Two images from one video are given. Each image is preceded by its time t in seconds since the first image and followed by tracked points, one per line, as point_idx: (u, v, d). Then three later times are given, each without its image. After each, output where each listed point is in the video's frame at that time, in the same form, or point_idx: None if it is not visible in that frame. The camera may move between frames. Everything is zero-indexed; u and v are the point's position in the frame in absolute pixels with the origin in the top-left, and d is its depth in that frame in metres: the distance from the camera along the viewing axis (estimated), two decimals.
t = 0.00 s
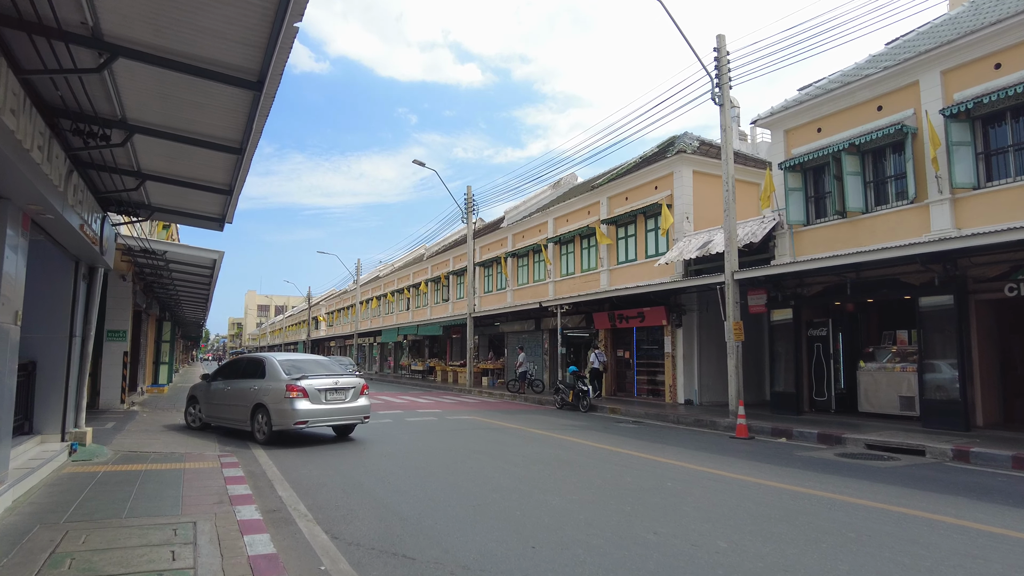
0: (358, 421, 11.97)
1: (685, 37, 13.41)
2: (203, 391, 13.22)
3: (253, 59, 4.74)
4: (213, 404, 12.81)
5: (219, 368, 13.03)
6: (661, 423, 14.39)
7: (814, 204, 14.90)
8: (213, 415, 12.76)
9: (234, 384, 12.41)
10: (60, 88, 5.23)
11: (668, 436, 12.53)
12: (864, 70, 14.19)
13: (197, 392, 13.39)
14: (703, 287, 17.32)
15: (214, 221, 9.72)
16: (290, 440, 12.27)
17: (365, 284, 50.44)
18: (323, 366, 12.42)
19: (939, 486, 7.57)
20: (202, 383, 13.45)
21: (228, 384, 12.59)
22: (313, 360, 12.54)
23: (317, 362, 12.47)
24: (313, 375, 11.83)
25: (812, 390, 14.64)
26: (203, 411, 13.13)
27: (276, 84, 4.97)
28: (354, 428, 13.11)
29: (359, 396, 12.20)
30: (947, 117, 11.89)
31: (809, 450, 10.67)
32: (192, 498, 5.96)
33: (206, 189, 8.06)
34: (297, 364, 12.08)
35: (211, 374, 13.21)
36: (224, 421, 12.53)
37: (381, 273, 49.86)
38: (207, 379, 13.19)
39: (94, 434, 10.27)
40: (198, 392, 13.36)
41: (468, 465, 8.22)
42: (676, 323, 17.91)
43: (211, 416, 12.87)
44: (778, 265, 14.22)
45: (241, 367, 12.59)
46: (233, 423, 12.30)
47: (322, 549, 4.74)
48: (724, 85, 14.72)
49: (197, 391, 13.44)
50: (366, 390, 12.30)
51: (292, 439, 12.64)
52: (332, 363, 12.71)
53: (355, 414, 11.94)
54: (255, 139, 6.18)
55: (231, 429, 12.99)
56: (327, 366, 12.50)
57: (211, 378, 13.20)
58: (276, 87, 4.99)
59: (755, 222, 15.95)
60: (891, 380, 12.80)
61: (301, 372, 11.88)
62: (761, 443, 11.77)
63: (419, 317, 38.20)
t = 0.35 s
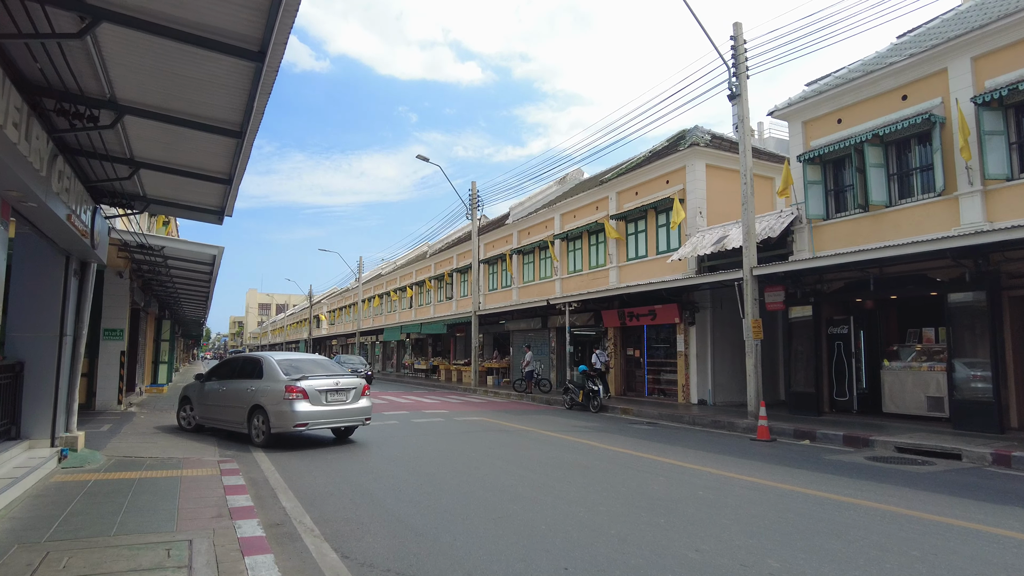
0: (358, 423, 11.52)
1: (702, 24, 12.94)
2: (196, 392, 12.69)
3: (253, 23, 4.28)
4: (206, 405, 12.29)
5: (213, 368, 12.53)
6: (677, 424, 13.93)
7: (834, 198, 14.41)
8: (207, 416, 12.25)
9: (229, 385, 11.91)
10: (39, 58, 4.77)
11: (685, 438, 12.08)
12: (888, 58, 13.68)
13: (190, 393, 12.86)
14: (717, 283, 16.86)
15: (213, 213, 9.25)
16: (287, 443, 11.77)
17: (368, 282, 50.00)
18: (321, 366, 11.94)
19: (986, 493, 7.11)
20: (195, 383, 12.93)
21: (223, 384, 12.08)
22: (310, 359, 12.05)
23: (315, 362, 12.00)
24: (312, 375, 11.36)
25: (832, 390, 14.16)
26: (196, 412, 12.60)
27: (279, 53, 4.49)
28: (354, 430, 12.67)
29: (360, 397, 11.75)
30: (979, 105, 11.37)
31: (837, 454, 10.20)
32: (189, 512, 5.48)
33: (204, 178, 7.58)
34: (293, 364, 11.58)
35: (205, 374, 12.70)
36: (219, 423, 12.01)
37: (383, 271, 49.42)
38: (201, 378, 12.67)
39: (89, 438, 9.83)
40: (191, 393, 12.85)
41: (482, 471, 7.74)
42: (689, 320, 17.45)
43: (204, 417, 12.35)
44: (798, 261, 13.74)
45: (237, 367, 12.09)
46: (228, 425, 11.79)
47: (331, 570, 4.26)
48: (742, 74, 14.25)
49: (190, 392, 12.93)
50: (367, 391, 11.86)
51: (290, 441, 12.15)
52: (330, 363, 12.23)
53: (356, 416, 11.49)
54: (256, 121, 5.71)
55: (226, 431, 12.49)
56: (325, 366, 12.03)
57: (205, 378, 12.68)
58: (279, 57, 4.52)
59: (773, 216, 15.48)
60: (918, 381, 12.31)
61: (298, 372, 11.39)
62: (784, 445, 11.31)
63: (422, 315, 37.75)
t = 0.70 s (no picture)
0: (360, 426, 11.08)
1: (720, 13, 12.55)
2: (190, 392, 12.20)
3: None
4: (201, 406, 11.80)
5: (208, 367, 12.07)
6: (693, 426, 13.50)
7: (855, 193, 13.96)
8: (200, 417, 11.79)
9: (225, 385, 11.43)
10: (22, 21, 4.40)
11: (703, 442, 11.65)
12: (912, 48, 13.23)
13: (184, 393, 12.37)
14: (731, 281, 16.44)
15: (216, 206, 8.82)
16: (285, 446, 11.31)
17: (369, 281, 49.57)
18: (319, 366, 11.46)
19: None
20: (188, 383, 12.46)
21: (218, 384, 11.60)
22: (308, 359, 11.57)
23: (314, 362, 11.54)
24: (313, 375, 10.93)
25: (853, 391, 13.73)
26: (190, 413, 12.11)
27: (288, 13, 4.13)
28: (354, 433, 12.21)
29: (361, 398, 11.30)
30: (1012, 95, 10.91)
31: (866, 458, 9.76)
32: (190, 525, 5.06)
33: (204, 167, 7.15)
34: (290, 364, 11.11)
35: (199, 373, 12.21)
36: (213, 425, 11.52)
37: (385, 270, 49.01)
38: (194, 378, 12.21)
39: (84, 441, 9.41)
40: (184, 393, 12.38)
41: (497, 477, 7.31)
42: (703, 319, 17.01)
43: (198, 418, 11.89)
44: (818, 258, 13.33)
45: (233, 367, 11.64)
46: (223, 426, 11.31)
47: None
48: (760, 66, 13.83)
49: (182, 392, 12.45)
50: (368, 392, 11.41)
51: (287, 444, 11.67)
52: (330, 363, 11.76)
53: (357, 418, 11.05)
54: (263, 93, 5.29)
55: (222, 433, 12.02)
56: (324, 366, 11.56)
57: (199, 378, 12.22)
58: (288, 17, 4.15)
59: (790, 212, 15.04)
60: (945, 382, 11.87)
61: (296, 371, 10.92)
62: (807, 449, 10.89)
63: (425, 314, 37.31)
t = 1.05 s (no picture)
0: (357, 426, 10.64)
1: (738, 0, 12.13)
2: (179, 391, 11.67)
3: None
4: (191, 405, 11.30)
5: (198, 365, 11.58)
6: (708, 427, 13.08)
7: (873, 186, 13.52)
8: (190, 417, 11.30)
9: (217, 383, 10.93)
10: None
11: (721, 444, 11.21)
12: (934, 37, 12.81)
13: (173, 392, 11.84)
14: (743, 278, 16.04)
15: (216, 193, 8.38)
16: (279, 447, 10.83)
17: (369, 280, 49.14)
18: (314, 364, 10.99)
19: None
20: (176, 381, 11.95)
21: (209, 383, 11.09)
22: (302, 357, 11.11)
23: (309, 359, 11.09)
24: (310, 373, 10.48)
25: (873, 390, 13.33)
26: (179, 412, 11.58)
27: None
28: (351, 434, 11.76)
29: (359, 398, 10.86)
30: None
31: (895, 461, 9.31)
32: (185, 537, 4.61)
33: (200, 150, 6.69)
34: (284, 361, 10.64)
35: (189, 371, 11.69)
36: (204, 425, 11.01)
37: (385, 269, 48.56)
38: (182, 376, 11.71)
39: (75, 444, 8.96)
40: (171, 391, 11.88)
41: (514, 484, 6.85)
42: (714, 317, 16.59)
43: (187, 417, 11.40)
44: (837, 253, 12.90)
45: (224, 364, 11.16)
46: (214, 426, 10.81)
47: None
48: (777, 56, 13.39)
49: (170, 390, 11.94)
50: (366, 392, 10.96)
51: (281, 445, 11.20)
52: (323, 361, 11.27)
53: (355, 419, 10.60)
54: (266, 62, 4.83)
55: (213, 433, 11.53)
56: (319, 365, 11.09)
57: (188, 375, 11.72)
58: None
59: (806, 207, 14.60)
60: (972, 381, 11.45)
61: (289, 369, 10.46)
62: (829, 450, 10.47)
63: (425, 313, 36.87)
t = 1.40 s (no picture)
0: (354, 430, 10.14)
1: None
2: (167, 392, 11.12)
3: None
4: (180, 407, 10.77)
5: (186, 365, 11.05)
6: (726, 430, 12.63)
7: (896, 180, 13.02)
8: (178, 419, 10.78)
9: (207, 385, 10.40)
10: None
11: (742, 448, 10.74)
12: (961, 25, 12.32)
13: (160, 393, 11.29)
14: (756, 275, 15.67)
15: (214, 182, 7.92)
16: (273, 451, 10.32)
17: (369, 278, 48.67)
18: (307, 365, 10.48)
19: None
20: (164, 381, 11.41)
21: (199, 384, 10.55)
22: (297, 358, 10.60)
23: (303, 360, 10.59)
24: (308, 374, 10.01)
25: (896, 391, 12.85)
26: (167, 414, 11.04)
27: None
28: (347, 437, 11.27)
29: (357, 400, 10.38)
30: None
31: (931, 467, 8.81)
32: (180, 563, 4.12)
33: (195, 135, 6.20)
34: (277, 362, 10.14)
35: (177, 371, 11.15)
36: (193, 428, 10.48)
37: (385, 267, 48.08)
38: (170, 377, 11.18)
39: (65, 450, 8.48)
40: (158, 392, 11.33)
41: (534, 496, 6.37)
42: (727, 316, 16.22)
43: (175, 420, 10.88)
44: (858, 248, 12.44)
45: (215, 365, 10.64)
46: (204, 429, 10.28)
47: None
48: (796, 45, 12.89)
49: (157, 391, 11.40)
50: (364, 394, 10.48)
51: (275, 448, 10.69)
52: (317, 362, 10.74)
53: (353, 422, 10.12)
54: (269, 31, 4.33)
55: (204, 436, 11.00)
56: (312, 365, 10.58)
57: (176, 376, 11.19)
58: None
59: (824, 202, 14.11)
60: (1003, 382, 10.95)
61: (282, 371, 9.96)
62: (858, 455, 10.00)
63: (427, 311, 36.40)
